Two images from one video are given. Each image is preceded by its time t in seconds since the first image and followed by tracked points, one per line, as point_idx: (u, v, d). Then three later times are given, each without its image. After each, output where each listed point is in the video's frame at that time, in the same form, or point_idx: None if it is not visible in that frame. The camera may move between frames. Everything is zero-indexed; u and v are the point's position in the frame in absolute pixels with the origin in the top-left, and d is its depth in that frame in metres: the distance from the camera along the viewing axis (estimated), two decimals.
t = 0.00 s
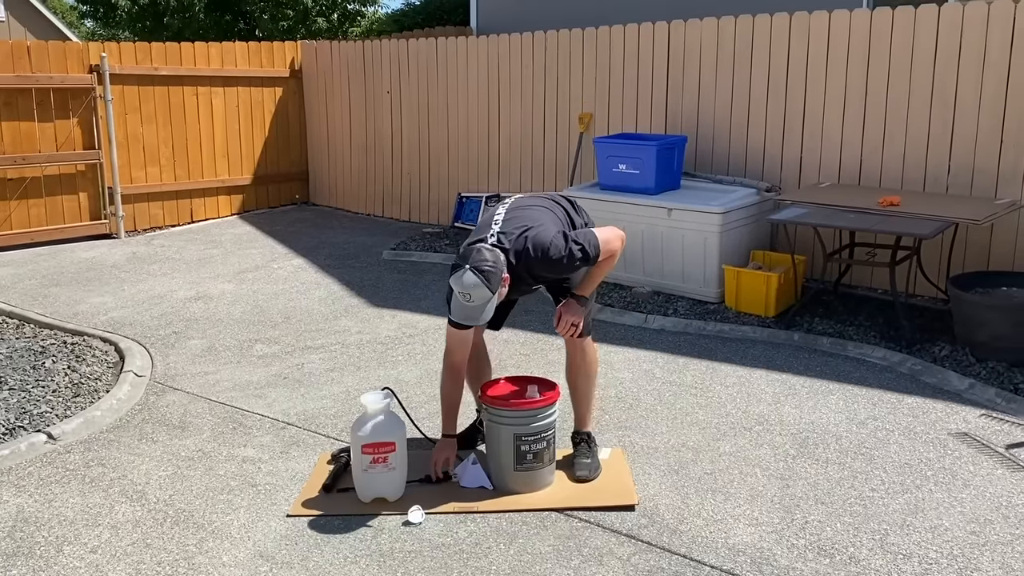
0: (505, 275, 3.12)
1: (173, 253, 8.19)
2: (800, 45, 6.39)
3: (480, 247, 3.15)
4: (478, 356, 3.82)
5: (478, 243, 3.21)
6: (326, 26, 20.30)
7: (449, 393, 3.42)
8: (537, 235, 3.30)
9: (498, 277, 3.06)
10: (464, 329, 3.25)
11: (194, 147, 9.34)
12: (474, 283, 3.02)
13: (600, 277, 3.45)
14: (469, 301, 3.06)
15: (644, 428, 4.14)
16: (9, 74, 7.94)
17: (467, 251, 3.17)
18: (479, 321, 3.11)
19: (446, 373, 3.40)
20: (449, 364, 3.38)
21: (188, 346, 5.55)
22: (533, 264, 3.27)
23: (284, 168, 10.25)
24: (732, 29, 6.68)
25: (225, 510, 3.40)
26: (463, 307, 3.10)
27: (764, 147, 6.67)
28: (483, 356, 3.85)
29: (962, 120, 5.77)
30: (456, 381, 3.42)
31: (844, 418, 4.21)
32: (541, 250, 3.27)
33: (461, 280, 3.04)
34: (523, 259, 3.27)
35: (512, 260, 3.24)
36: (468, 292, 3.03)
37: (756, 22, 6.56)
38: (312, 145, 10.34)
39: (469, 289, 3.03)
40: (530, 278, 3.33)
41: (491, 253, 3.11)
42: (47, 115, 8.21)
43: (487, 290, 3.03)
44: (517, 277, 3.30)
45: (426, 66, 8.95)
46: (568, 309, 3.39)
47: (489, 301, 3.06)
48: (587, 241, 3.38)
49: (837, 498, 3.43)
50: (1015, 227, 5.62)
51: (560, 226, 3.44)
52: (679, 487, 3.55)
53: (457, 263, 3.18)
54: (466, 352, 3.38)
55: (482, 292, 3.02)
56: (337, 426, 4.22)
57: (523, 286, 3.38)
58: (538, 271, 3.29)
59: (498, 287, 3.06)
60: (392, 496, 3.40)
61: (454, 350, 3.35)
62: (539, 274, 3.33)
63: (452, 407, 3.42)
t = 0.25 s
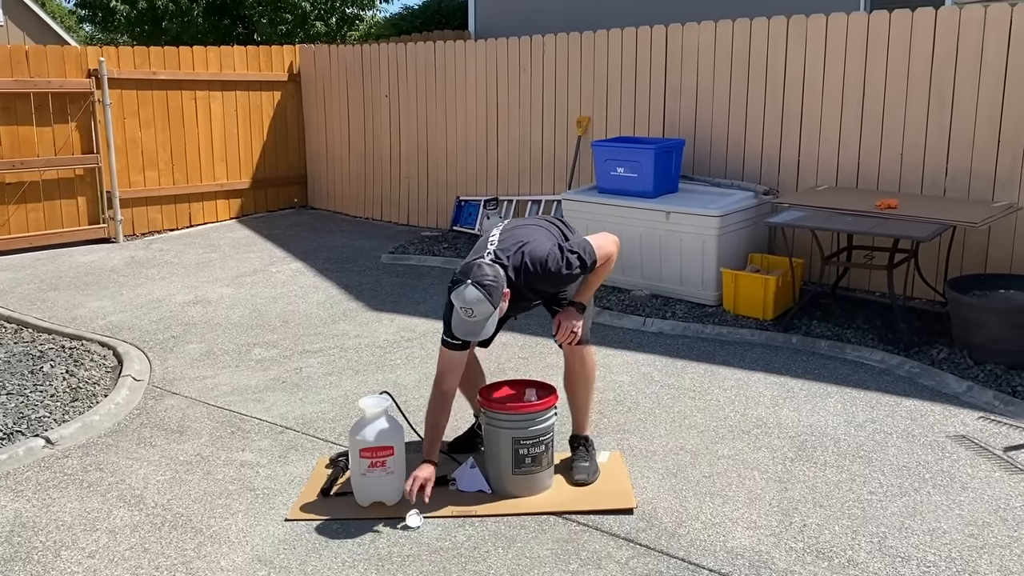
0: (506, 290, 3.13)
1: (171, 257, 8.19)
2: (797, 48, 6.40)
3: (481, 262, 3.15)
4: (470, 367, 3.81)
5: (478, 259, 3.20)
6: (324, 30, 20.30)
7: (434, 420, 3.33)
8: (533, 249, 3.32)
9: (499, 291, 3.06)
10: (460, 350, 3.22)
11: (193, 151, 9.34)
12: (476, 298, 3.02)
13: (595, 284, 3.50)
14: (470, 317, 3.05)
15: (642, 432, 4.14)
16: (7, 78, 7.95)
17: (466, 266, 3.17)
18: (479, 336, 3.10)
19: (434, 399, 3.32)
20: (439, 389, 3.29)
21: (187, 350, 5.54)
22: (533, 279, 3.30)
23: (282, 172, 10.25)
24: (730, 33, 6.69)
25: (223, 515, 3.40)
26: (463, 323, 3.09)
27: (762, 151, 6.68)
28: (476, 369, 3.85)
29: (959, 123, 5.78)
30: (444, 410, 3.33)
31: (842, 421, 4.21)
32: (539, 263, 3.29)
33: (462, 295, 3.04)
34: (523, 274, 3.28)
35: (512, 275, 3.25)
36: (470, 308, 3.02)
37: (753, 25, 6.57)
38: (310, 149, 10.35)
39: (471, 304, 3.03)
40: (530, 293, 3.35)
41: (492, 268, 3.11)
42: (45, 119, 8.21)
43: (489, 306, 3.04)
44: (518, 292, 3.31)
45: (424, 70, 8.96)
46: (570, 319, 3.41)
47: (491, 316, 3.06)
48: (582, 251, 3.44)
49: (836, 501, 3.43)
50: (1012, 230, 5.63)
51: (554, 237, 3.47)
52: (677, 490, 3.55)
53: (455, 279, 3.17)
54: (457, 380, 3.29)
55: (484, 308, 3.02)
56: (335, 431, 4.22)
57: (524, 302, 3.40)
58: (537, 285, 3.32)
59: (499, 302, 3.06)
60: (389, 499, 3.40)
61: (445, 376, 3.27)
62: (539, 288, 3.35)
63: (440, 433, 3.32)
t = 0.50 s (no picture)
0: (505, 298, 3.13)
1: (169, 260, 8.18)
2: (795, 51, 6.41)
3: (480, 271, 3.15)
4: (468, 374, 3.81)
5: (476, 268, 3.20)
6: (323, 32, 20.26)
7: (434, 432, 3.29)
8: (530, 257, 3.33)
9: (499, 299, 3.07)
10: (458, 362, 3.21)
11: (190, 154, 9.34)
12: (477, 306, 3.02)
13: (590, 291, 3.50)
14: (471, 326, 3.05)
15: (641, 434, 4.13)
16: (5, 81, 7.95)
17: (465, 275, 3.17)
18: (479, 344, 3.11)
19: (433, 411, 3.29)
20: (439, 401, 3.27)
21: (185, 353, 5.54)
22: (533, 286, 3.30)
23: (280, 175, 10.25)
24: (727, 35, 6.70)
25: (221, 518, 3.40)
26: (463, 332, 3.09)
27: (760, 153, 6.69)
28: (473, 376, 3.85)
29: (956, 125, 5.79)
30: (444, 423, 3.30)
31: (840, 423, 4.21)
32: (537, 271, 3.30)
33: (463, 304, 3.04)
34: (522, 281, 3.28)
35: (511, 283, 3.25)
36: (471, 315, 3.03)
37: (751, 27, 6.58)
38: (308, 151, 10.36)
39: (472, 312, 3.03)
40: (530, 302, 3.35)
41: (491, 276, 3.11)
42: (43, 122, 8.21)
43: (489, 315, 3.05)
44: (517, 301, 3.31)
45: (422, 72, 8.96)
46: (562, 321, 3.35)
47: (492, 325, 3.06)
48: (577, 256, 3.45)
49: (834, 503, 3.43)
50: (1010, 231, 5.64)
51: (549, 245, 3.47)
52: (675, 492, 3.55)
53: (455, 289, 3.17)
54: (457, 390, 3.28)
55: (485, 317, 3.03)
56: (333, 433, 4.21)
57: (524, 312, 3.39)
58: (537, 292, 3.32)
59: (499, 310, 3.07)
60: (387, 502, 3.40)
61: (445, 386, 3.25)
62: (539, 296, 3.35)
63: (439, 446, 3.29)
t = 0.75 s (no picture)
0: (505, 298, 3.13)
1: (168, 262, 8.18)
2: (793, 52, 6.41)
3: (481, 271, 3.15)
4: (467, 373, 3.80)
5: (476, 268, 3.20)
6: (321, 34, 20.24)
7: (440, 421, 3.40)
8: (531, 257, 3.32)
9: (500, 300, 3.07)
10: (456, 360, 3.25)
11: (189, 156, 9.34)
12: (478, 306, 3.02)
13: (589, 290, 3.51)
14: (472, 326, 3.05)
15: (640, 435, 4.14)
16: (4, 83, 7.94)
17: (466, 276, 3.17)
18: (480, 344, 3.10)
19: (435, 401, 3.40)
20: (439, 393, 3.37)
21: (184, 355, 5.54)
22: (534, 286, 3.30)
23: (279, 176, 10.25)
24: (726, 37, 6.70)
25: (221, 520, 3.39)
26: (464, 333, 3.09)
27: (759, 154, 6.69)
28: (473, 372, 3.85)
29: (954, 126, 5.79)
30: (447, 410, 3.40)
31: (840, 424, 4.21)
32: (538, 271, 3.30)
33: (464, 304, 3.04)
34: (523, 281, 3.28)
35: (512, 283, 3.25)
36: (472, 316, 3.03)
37: (750, 28, 6.59)
38: (307, 153, 10.36)
39: (473, 312, 3.03)
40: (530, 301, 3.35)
41: (492, 276, 3.11)
42: (41, 124, 8.21)
43: (490, 313, 3.04)
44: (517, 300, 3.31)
45: (420, 74, 8.96)
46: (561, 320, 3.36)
47: (493, 325, 3.06)
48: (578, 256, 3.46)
49: (834, 504, 3.43)
50: (1009, 232, 5.64)
51: (550, 244, 3.47)
52: (675, 494, 3.55)
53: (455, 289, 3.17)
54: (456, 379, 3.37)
55: (486, 315, 3.02)
56: (333, 435, 4.21)
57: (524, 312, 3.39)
58: (538, 292, 3.33)
59: (500, 310, 3.07)
60: (387, 504, 3.40)
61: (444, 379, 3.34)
62: (539, 296, 3.35)
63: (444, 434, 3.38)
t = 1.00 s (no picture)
0: (495, 283, 3.14)
1: (167, 262, 8.17)
2: (793, 52, 6.41)
3: (471, 256, 3.18)
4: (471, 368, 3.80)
5: (468, 253, 3.23)
6: (320, 34, 20.21)
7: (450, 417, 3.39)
8: (525, 241, 3.32)
9: (488, 284, 3.08)
10: (460, 345, 3.20)
11: (188, 156, 9.33)
12: (465, 290, 3.04)
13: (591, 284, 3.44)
14: (460, 310, 3.08)
15: (640, 436, 4.13)
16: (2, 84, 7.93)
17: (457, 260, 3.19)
18: (469, 328, 3.13)
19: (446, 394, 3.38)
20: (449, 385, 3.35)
21: (183, 355, 5.53)
22: (526, 270, 3.29)
23: (277, 177, 10.24)
24: (725, 37, 6.70)
25: (220, 521, 3.39)
26: (454, 316, 3.11)
27: (758, 153, 6.69)
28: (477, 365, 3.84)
29: (953, 126, 5.79)
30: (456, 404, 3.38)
31: (840, 424, 4.21)
32: (530, 256, 3.29)
33: (451, 287, 3.07)
34: (515, 265, 3.28)
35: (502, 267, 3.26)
36: (459, 299, 3.05)
37: (749, 28, 6.58)
38: (305, 153, 10.35)
39: (460, 295, 3.06)
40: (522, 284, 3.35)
41: (481, 261, 3.13)
42: (40, 125, 8.19)
43: (477, 297, 3.06)
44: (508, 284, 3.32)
45: (419, 74, 8.96)
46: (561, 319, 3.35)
47: (481, 308, 3.08)
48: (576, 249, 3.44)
49: (834, 504, 3.43)
50: (1008, 233, 5.64)
51: (548, 230, 3.45)
52: (675, 494, 3.54)
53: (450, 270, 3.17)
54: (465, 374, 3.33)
55: (473, 297, 3.04)
56: (332, 436, 4.21)
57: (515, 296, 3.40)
58: (531, 276, 3.32)
59: (489, 294, 3.09)
60: (386, 504, 3.39)
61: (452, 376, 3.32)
62: (532, 280, 3.34)
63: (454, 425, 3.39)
